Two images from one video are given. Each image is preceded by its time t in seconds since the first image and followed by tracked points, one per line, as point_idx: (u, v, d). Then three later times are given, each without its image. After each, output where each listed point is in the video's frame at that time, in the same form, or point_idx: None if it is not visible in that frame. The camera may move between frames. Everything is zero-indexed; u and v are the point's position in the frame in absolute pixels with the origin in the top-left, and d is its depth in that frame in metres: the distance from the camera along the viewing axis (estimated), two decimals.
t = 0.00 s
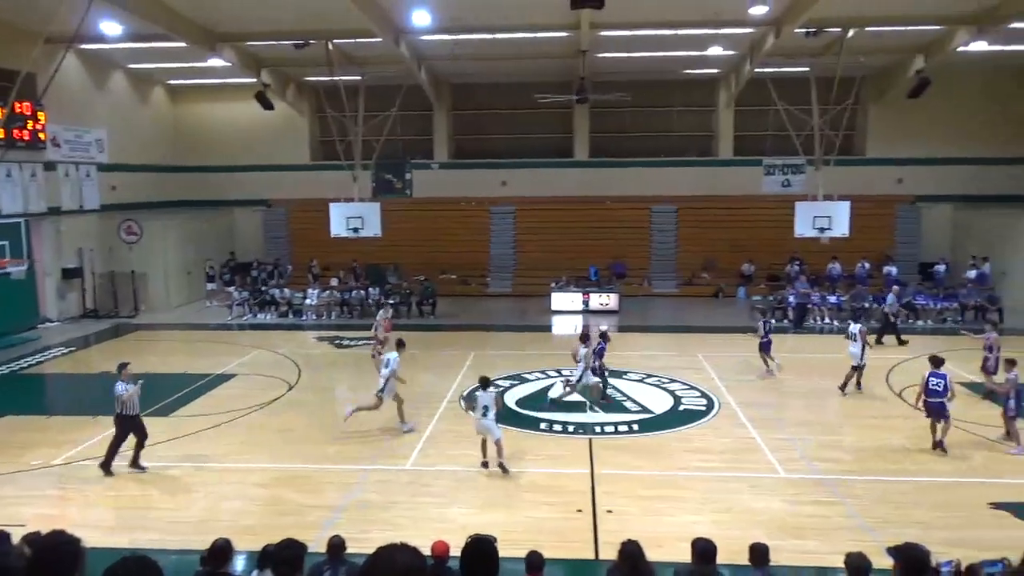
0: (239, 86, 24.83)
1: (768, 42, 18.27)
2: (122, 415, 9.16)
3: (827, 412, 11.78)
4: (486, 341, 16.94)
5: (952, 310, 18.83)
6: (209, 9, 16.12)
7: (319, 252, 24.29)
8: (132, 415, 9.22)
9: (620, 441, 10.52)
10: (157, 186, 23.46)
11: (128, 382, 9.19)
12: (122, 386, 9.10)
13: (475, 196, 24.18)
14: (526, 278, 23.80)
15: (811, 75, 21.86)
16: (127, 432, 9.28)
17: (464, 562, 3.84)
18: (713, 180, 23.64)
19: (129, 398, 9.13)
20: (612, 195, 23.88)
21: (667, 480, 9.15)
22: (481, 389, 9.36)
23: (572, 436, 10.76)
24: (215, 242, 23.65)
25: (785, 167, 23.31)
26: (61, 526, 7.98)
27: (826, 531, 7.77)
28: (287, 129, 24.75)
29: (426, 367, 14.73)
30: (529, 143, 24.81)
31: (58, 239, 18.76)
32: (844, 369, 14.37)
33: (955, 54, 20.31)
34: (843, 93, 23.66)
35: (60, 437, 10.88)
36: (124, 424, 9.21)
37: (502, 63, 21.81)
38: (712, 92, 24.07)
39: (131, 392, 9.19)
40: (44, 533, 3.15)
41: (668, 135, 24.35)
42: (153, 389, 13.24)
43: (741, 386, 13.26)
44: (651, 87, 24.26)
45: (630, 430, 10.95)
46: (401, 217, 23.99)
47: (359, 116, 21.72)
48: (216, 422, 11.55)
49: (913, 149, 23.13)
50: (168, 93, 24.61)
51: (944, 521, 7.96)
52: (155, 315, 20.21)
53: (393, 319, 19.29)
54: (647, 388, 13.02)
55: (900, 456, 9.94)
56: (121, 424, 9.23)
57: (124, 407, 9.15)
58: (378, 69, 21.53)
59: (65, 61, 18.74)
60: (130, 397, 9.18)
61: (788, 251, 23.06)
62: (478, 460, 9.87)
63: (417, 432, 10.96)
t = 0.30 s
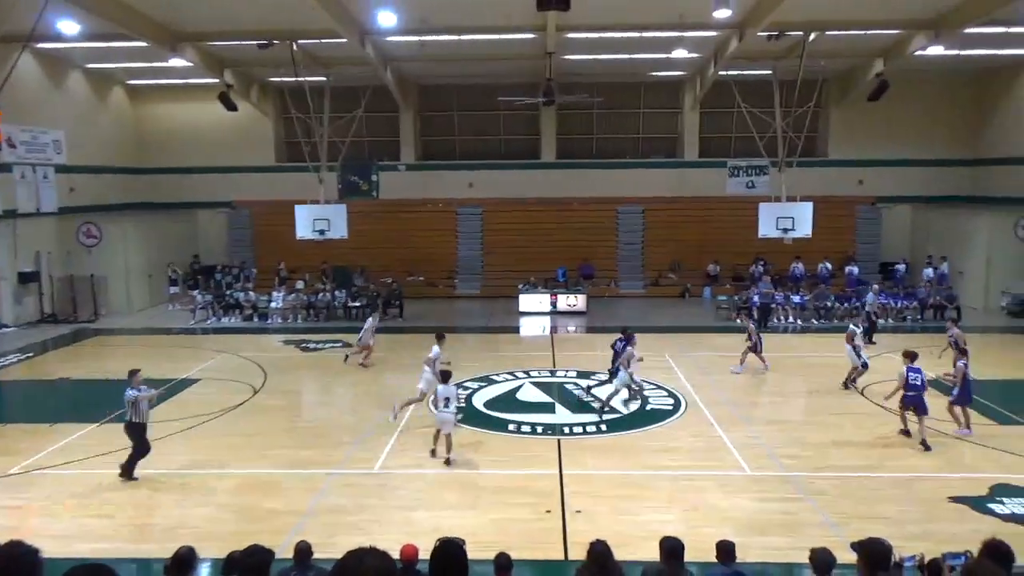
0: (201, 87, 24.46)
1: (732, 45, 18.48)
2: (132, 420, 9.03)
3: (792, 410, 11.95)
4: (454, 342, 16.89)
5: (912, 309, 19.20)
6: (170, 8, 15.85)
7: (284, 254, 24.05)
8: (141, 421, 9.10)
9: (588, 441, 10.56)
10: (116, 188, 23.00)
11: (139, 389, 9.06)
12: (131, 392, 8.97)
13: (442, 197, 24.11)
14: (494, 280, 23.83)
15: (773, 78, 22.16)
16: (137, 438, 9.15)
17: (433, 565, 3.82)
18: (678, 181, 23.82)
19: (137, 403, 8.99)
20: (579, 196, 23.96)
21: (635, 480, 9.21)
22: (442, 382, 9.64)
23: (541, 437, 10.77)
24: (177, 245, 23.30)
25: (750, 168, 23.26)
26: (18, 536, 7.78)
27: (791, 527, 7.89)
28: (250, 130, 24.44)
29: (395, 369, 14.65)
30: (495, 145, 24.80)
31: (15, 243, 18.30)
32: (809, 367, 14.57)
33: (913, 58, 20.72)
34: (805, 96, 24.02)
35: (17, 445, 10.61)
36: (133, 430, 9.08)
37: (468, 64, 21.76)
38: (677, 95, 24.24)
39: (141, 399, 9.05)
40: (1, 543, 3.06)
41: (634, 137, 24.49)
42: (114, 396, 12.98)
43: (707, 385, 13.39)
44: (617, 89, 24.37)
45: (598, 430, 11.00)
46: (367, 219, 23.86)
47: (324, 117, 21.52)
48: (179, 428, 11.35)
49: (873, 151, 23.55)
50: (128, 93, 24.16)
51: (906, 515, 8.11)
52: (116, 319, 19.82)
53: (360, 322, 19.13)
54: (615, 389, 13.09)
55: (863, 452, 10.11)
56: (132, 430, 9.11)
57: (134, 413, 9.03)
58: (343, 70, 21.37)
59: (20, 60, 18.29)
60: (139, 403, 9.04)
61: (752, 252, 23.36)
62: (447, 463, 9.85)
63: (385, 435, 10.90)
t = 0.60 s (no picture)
0: (144, 86, 23.87)
1: (681, 48, 18.74)
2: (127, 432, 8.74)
3: (741, 407, 12.15)
4: (407, 345, 16.76)
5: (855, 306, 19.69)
6: (110, 7, 15.42)
7: (232, 258, 23.63)
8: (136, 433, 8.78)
9: (542, 441, 10.57)
10: (55, 190, 22.30)
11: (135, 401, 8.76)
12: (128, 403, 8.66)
13: (394, 199, 23.96)
14: (447, 282, 23.77)
15: (721, 81, 22.55)
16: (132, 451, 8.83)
17: (387, 569, 3.78)
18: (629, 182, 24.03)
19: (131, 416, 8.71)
20: (531, 197, 24.02)
21: (589, 479, 9.25)
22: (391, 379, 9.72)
23: (495, 439, 10.73)
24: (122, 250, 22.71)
25: (699, 169, 23.77)
26: None
27: (742, 521, 8.00)
28: (196, 132, 23.93)
29: (347, 373, 14.47)
30: (447, 146, 24.69)
31: None
32: (758, 364, 14.83)
33: (855, 62, 21.27)
34: (752, 98, 24.49)
35: None
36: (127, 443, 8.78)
37: (419, 65, 21.65)
38: (627, 97, 24.45)
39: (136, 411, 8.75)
40: None
41: (585, 139, 24.62)
42: (55, 405, 12.55)
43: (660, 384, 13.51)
44: (568, 91, 24.47)
45: (552, 430, 11.03)
46: (318, 222, 23.61)
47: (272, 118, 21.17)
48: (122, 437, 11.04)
49: (818, 152, 24.09)
50: (67, 93, 23.45)
51: (852, 507, 8.30)
52: (56, 327, 19.22)
53: (310, 326, 18.86)
54: (568, 389, 13.14)
55: (810, 446, 10.32)
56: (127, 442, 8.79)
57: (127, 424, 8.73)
58: (292, 70, 21.08)
59: None
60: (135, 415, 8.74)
61: (701, 252, 23.72)
62: (400, 466, 9.76)
63: (337, 440, 10.75)
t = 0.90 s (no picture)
0: (77, 86, 23.13)
1: (625, 50, 18.92)
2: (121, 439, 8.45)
3: (689, 403, 12.33)
4: (355, 348, 16.56)
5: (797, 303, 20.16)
6: (40, 3, 14.89)
7: (173, 262, 23.04)
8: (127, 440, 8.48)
9: (493, 442, 10.55)
10: None
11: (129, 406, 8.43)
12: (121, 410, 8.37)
13: (340, 201, 23.71)
14: (395, 284, 23.56)
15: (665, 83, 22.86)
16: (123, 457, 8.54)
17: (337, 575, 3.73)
18: (576, 183, 24.18)
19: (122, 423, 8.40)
20: (478, 198, 24.00)
21: (540, 478, 9.27)
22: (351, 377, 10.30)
23: (445, 440, 10.68)
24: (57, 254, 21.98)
25: (644, 170, 23.70)
26: None
27: (691, 517, 8.11)
28: (134, 133, 23.28)
29: (294, 377, 14.23)
30: (394, 147, 24.47)
31: None
32: (703, 362, 15.08)
33: (794, 65, 21.80)
34: (695, 100, 24.89)
35: None
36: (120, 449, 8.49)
37: (365, 66, 21.43)
38: (574, 98, 24.62)
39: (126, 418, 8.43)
40: None
41: (532, 140, 24.69)
42: None
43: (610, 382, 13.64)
44: (515, 92, 24.52)
45: (503, 431, 11.02)
46: (262, 224, 23.18)
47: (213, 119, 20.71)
48: (59, 448, 10.66)
49: (760, 153, 24.62)
50: None
51: (796, 500, 8.50)
52: None
53: (255, 330, 18.50)
54: (518, 389, 13.15)
55: (756, 440, 10.53)
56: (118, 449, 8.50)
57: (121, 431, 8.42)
58: (233, 70, 20.66)
59: None
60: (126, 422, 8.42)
61: (647, 252, 24.00)
62: (350, 470, 9.64)
63: (284, 446, 10.55)
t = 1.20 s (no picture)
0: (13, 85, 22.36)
1: (576, 52, 19.04)
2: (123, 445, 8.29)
3: (642, 402, 12.46)
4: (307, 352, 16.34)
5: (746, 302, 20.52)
6: None
7: (116, 267, 22.41)
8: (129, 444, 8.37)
9: (447, 445, 10.50)
10: None
11: (131, 411, 8.36)
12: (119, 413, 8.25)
13: (289, 204, 23.40)
14: (346, 287, 23.29)
15: (616, 85, 23.09)
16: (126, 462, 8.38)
17: None
18: (528, 184, 24.25)
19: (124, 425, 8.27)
20: (430, 200, 23.91)
21: (495, 480, 9.27)
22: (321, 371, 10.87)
23: (399, 444, 10.61)
24: None
25: (596, 172, 24.11)
26: None
27: (644, 514, 8.20)
28: (73, 133, 22.59)
29: (243, 383, 13.96)
30: (344, 149, 24.21)
31: None
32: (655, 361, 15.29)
33: (741, 68, 22.21)
34: (645, 103, 25.19)
35: None
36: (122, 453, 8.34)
37: (315, 66, 21.17)
38: (525, 100, 24.68)
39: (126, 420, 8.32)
40: None
41: (484, 142, 24.68)
42: None
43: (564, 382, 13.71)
44: (466, 94, 24.51)
45: (457, 433, 10.98)
46: (209, 227, 22.70)
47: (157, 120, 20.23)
48: None
49: (708, 155, 25.03)
50: None
51: (746, 495, 8.65)
52: None
53: (203, 335, 18.09)
54: (472, 391, 13.13)
55: (708, 438, 10.69)
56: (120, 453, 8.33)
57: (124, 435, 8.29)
58: (178, 70, 20.22)
59: None
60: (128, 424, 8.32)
61: (599, 253, 24.19)
62: (302, 476, 9.50)
63: (234, 453, 10.35)
